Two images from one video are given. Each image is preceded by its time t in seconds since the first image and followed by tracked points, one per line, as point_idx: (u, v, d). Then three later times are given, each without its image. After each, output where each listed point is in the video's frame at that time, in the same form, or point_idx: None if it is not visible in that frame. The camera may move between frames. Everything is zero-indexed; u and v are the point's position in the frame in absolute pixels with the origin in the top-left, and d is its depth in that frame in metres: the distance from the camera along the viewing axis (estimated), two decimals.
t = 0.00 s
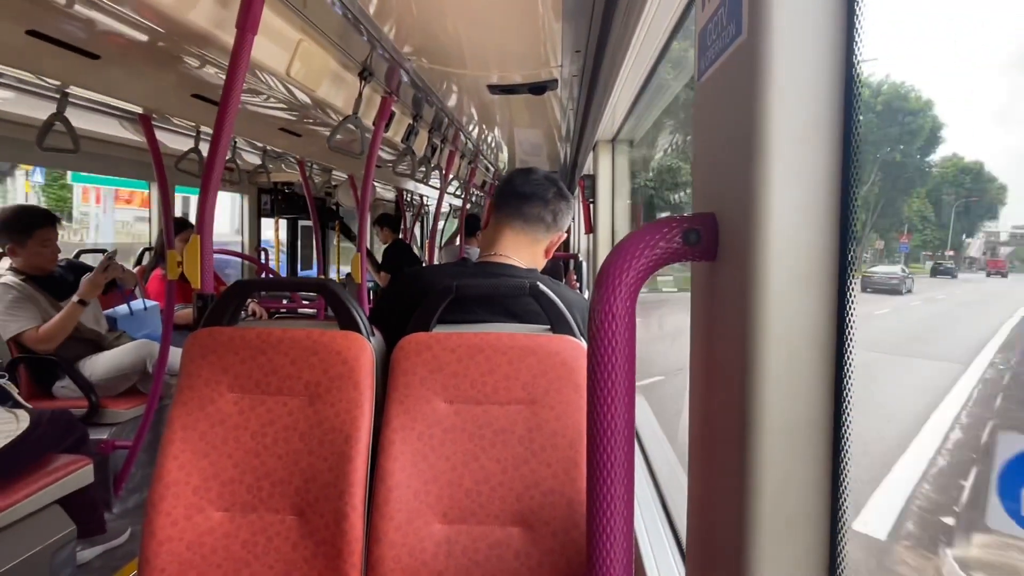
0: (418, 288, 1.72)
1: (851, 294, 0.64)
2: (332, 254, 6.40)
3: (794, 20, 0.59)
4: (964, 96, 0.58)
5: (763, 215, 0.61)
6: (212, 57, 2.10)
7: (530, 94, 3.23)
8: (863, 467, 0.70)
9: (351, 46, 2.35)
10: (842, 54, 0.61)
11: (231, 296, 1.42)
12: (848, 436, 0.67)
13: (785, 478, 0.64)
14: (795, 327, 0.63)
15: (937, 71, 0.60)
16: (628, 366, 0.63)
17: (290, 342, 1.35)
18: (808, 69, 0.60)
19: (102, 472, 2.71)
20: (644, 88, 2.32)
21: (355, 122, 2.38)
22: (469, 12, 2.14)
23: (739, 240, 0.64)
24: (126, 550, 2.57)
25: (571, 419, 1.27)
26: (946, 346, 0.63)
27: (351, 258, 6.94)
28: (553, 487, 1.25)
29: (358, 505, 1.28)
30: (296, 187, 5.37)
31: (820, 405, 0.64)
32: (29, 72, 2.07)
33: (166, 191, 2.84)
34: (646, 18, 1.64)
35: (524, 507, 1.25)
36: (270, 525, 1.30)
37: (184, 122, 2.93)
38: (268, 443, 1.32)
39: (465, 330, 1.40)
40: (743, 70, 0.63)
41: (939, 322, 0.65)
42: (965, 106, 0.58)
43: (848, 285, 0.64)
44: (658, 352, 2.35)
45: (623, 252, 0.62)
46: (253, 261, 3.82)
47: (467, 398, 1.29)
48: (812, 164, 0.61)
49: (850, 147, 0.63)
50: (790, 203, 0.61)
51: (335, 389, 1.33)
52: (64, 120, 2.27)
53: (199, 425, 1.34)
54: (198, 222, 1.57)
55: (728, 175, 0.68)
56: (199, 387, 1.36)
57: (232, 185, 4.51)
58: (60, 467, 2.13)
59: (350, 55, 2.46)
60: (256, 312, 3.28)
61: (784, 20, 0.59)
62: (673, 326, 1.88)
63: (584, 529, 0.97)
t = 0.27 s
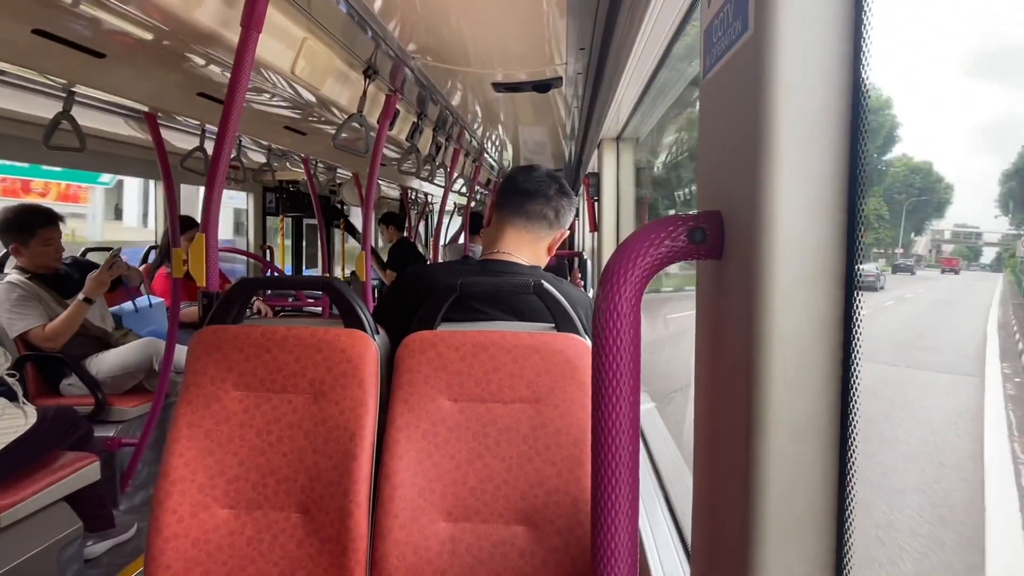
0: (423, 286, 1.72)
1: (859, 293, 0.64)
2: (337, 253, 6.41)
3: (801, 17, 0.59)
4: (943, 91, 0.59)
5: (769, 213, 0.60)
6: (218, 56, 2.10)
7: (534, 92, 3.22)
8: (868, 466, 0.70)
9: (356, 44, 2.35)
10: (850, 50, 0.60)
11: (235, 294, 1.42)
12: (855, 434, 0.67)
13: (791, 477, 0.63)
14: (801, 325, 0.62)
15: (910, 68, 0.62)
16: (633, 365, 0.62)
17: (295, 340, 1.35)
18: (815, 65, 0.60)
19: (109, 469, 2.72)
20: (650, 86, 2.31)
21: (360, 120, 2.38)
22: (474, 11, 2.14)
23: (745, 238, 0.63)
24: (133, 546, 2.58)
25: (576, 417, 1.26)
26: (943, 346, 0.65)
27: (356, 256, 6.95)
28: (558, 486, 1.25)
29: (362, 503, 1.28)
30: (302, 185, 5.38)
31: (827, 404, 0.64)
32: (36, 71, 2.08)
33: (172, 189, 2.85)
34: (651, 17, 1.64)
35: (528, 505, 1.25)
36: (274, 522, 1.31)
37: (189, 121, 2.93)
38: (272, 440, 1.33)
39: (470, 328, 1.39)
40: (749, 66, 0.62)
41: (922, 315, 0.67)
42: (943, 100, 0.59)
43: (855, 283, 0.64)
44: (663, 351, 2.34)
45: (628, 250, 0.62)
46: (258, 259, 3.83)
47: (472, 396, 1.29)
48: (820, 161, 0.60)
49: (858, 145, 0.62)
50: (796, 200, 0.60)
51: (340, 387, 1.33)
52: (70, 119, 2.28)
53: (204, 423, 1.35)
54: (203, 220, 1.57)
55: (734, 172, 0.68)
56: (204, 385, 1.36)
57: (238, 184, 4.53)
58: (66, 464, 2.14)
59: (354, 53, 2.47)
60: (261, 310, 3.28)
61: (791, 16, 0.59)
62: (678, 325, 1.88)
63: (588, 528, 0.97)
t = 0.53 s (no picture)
0: (429, 287, 1.73)
1: (861, 294, 0.64)
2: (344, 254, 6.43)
3: (805, 20, 0.59)
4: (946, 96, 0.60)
5: (772, 216, 0.60)
6: (225, 59, 2.11)
7: (540, 92, 3.23)
8: (872, 466, 0.70)
9: (362, 46, 2.36)
10: (853, 52, 0.61)
11: (244, 296, 1.43)
12: (859, 434, 0.67)
13: (795, 476, 0.64)
14: (805, 325, 0.63)
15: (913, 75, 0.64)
16: (637, 367, 0.63)
17: (302, 342, 1.36)
18: (818, 67, 0.60)
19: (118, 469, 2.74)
20: (655, 86, 2.31)
21: (366, 122, 2.39)
22: (479, 12, 2.14)
23: (749, 240, 0.64)
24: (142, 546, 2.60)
25: (582, 418, 1.27)
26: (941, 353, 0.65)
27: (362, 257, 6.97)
28: (564, 486, 1.25)
29: (369, 503, 1.29)
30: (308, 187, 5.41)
31: (831, 404, 0.64)
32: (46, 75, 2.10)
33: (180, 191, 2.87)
34: (656, 18, 1.64)
35: (534, 505, 1.25)
36: (282, 522, 1.32)
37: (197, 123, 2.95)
38: (280, 441, 1.34)
39: (476, 329, 1.40)
40: (752, 69, 0.63)
41: (918, 322, 0.68)
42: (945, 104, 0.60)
43: (859, 283, 0.64)
44: (669, 351, 2.34)
45: (632, 252, 0.62)
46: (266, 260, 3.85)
47: (478, 397, 1.30)
48: (823, 163, 0.61)
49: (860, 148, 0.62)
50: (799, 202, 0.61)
51: (347, 387, 1.34)
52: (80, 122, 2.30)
53: (213, 424, 1.36)
54: (211, 223, 1.58)
55: (737, 174, 0.68)
56: (213, 385, 1.37)
57: (245, 185, 4.55)
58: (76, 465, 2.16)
59: (360, 55, 2.48)
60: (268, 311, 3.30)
61: (793, 18, 0.59)
62: (684, 325, 1.88)
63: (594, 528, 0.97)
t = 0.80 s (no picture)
0: (430, 287, 1.73)
1: (866, 291, 0.64)
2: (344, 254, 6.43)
3: (810, 16, 0.59)
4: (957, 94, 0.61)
5: (777, 213, 0.60)
6: (225, 59, 2.11)
7: (540, 91, 3.22)
8: (876, 464, 0.70)
9: (361, 45, 2.36)
10: (857, 48, 0.60)
11: (244, 296, 1.43)
12: (864, 431, 0.67)
13: (799, 474, 0.63)
14: (810, 323, 0.62)
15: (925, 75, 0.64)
16: (641, 366, 0.63)
17: (303, 341, 1.36)
18: (822, 64, 0.60)
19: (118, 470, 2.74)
20: (655, 85, 2.31)
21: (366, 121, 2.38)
22: (479, 11, 2.14)
23: (753, 237, 0.64)
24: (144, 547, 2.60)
25: (584, 416, 1.27)
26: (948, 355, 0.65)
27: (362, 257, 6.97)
28: (566, 485, 1.25)
29: (370, 503, 1.29)
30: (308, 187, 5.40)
31: (836, 402, 0.63)
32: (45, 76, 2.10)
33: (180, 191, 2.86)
34: (657, 16, 1.64)
35: (536, 504, 1.25)
36: (283, 522, 1.31)
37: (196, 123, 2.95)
38: (281, 441, 1.33)
39: (477, 328, 1.40)
40: (756, 65, 0.63)
41: (918, 321, 0.68)
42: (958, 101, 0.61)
43: (863, 279, 0.64)
44: (670, 349, 2.34)
45: (635, 249, 0.62)
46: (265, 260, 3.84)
47: (479, 396, 1.29)
48: (827, 159, 0.60)
49: (865, 143, 0.62)
50: (803, 199, 0.60)
51: (348, 387, 1.33)
52: (78, 122, 2.30)
53: (214, 424, 1.35)
54: (211, 222, 1.58)
55: (740, 171, 0.68)
56: (213, 385, 1.37)
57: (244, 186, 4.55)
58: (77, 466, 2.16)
59: (360, 54, 2.48)
60: (268, 311, 3.30)
61: (797, 14, 0.59)
62: (685, 324, 1.87)
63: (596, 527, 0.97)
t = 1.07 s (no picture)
0: (434, 287, 1.73)
1: (870, 294, 0.64)
2: (349, 253, 6.44)
3: (816, 19, 0.59)
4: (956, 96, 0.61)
5: (782, 215, 0.60)
6: (233, 58, 2.12)
7: (547, 92, 3.22)
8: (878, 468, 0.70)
9: (369, 45, 2.37)
10: (863, 51, 0.60)
11: (250, 294, 1.44)
12: (867, 434, 0.67)
13: (802, 476, 0.64)
14: (813, 325, 0.62)
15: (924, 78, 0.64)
16: (644, 368, 0.63)
17: (308, 339, 1.36)
18: (829, 67, 0.60)
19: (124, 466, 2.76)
20: (661, 87, 2.31)
21: (373, 121, 2.39)
22: (486, 12, 2.15)
23: (757, 239, 0.64)
24: (148, 542, 2.61)
25: (587, 417, 1.27)
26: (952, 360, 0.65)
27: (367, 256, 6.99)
28: (568, 486, 1.25)
29: (373, 501, 1.30)
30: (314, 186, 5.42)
31: (839, 405, 0.64)
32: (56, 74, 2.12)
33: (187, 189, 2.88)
34: (664, 18, 1.64)
35: (538, 504, 1.25)
36: (287, 519, 1.32)
37: (204, 121, 2.96)
38: (286, 438, 1.34)
39: (481, 328, 1.40)
40: (762, 68, 0.63)
41: (923, 325, 0.68)
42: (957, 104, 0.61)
43: (867, 282, 0.64)
44: (673, 351, 2.34)
45: (640, 250, 0.62)
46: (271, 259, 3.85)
47: (482, 396, 1.30)
48: (833, 162, 0.60)
49: (870, 147, 0.62)
50: (808, 201, 0.61)
51: (352, 386, 1.34)
52: (88, 120, 2.31)
53: (219, 421, 1.36)
54: (218, 220, 1.59)
55: (746, 173, 0.68)
56: (218, 383, 1.37)
57: (251, 184, 4.56)
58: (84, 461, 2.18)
59: (367, 54, 2.48)
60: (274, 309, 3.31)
61: (804, 17, 0.59)
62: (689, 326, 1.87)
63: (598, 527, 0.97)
